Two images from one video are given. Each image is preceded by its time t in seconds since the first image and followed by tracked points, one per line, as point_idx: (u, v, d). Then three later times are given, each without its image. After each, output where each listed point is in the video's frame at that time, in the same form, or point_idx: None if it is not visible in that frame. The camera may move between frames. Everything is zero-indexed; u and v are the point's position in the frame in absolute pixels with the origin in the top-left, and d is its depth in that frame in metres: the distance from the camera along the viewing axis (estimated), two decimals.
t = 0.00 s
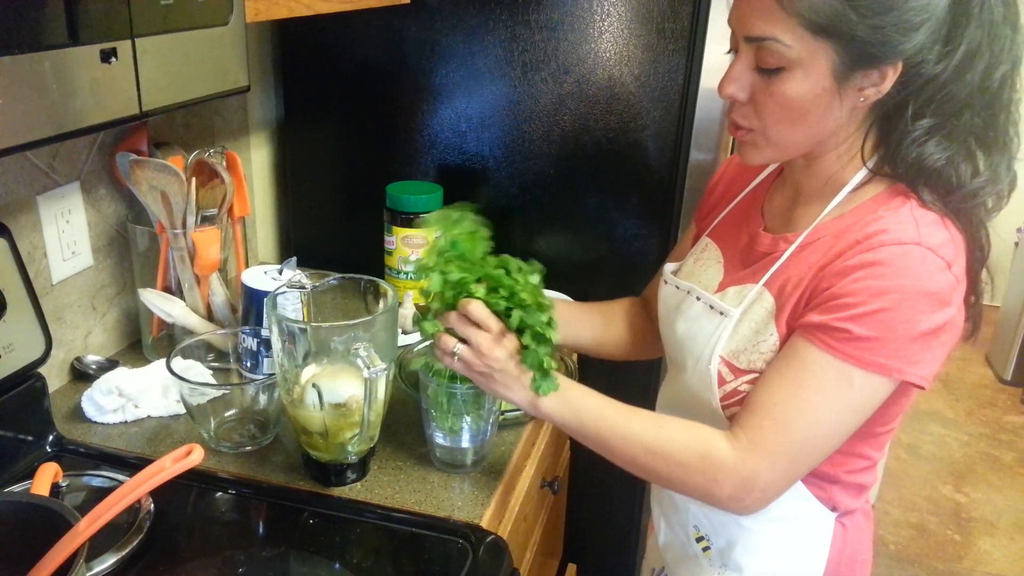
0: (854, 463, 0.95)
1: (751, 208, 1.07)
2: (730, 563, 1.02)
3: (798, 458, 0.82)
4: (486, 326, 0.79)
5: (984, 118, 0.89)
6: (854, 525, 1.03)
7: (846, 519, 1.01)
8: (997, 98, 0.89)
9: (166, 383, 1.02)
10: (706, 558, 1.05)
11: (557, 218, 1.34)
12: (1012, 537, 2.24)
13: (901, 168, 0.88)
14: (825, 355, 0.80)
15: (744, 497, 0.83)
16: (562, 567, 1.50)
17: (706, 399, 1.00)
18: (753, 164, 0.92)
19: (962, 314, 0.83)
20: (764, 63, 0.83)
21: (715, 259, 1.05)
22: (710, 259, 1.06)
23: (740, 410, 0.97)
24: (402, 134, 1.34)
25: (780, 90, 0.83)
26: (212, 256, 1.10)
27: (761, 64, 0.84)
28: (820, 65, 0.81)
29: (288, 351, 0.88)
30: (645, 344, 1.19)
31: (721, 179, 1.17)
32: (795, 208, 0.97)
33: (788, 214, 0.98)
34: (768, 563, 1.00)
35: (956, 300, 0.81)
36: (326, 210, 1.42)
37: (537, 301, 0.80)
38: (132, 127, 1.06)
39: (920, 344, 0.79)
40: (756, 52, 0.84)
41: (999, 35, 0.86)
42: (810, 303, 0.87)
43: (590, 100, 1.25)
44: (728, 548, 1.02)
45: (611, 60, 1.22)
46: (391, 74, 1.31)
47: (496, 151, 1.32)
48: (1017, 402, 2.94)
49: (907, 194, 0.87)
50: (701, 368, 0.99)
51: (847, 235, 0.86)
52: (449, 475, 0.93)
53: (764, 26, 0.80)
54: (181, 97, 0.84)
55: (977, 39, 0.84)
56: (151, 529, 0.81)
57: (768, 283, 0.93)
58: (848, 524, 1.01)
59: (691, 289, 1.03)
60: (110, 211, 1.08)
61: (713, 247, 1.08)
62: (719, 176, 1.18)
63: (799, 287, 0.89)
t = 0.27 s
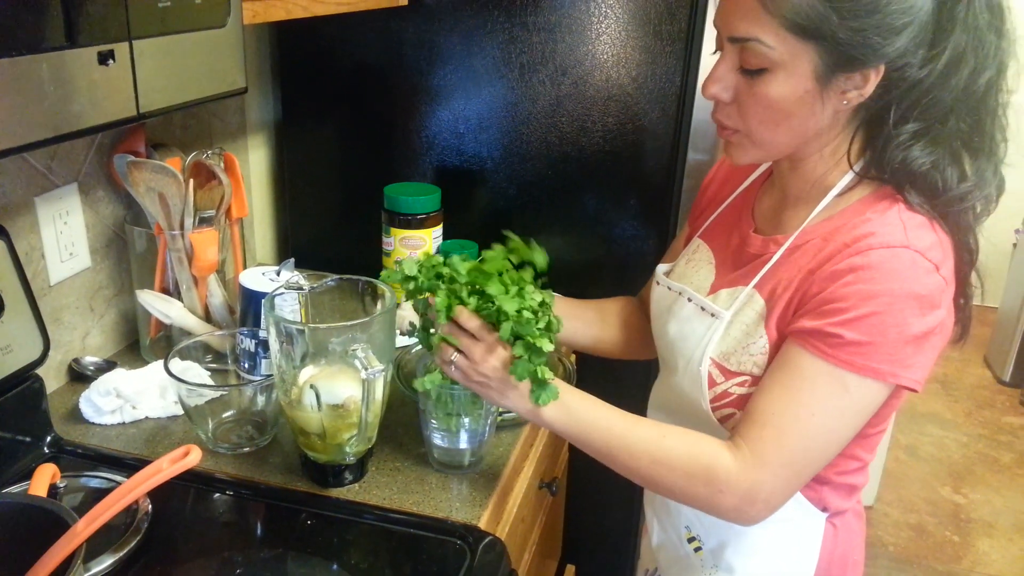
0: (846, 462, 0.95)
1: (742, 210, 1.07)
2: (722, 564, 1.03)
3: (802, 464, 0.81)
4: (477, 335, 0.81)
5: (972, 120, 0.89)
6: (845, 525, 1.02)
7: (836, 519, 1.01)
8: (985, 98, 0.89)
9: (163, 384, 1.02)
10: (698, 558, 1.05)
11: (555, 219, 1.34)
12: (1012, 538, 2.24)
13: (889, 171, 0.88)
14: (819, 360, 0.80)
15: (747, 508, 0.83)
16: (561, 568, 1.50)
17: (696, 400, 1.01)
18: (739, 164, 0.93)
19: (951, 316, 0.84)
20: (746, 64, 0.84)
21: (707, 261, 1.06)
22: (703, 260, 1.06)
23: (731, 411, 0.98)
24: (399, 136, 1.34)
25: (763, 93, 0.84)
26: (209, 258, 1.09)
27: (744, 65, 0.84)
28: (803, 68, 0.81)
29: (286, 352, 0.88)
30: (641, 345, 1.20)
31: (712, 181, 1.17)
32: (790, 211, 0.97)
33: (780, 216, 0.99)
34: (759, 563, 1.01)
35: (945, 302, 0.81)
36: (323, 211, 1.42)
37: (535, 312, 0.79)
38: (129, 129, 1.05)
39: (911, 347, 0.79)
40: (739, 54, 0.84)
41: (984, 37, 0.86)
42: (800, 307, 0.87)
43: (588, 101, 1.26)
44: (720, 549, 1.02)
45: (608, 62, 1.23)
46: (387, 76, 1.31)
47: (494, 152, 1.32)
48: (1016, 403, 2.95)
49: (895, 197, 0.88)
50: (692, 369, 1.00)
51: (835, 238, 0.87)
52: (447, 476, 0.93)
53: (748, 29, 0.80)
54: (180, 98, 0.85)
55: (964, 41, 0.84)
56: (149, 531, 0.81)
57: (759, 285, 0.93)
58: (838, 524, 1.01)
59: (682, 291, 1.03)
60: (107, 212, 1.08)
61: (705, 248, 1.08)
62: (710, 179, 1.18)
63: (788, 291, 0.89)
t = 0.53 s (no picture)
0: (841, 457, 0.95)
1: (739, 205, 1.07)
2: (717, 561, 1.02)
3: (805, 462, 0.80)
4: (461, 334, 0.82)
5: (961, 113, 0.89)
6: (842, 521, 1.02)
7: (833, 516, 1.01)
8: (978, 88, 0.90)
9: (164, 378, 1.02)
10: (695, 556, 1.04)
11: (558, 213, 1.33)
12: (1015, 534, 2.23)
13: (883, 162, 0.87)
14: (814, 357, 0.79)
15: (747, 509, 0.82)
16: (563, 565, 1.49)
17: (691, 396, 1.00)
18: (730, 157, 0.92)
19: (949, 310, 0.83)
20: (737, 58, 0.83)
21: (704, 256, 1.05)
22: (700, 256, 1.05)
23: (726, 408, 0.97)
24: (401, 129, 1.34)
25: (753, 85, 0.83)
26: (210, 251, 1.08)
27: (733, 58, 0.84)
28: (793, 58, 0.81)
29: (287, 346, 0.87)
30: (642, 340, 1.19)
31: (711, 176, 1.17)
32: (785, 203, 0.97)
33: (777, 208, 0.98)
34: (755, 561, 1.00)
35: (942, 297, 0.80)
36: (324, 205, 1.41)
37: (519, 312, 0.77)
38: (130, 122, 1.05)
39: (908, 343, 0.78)
40: (728, 46, 0.83)
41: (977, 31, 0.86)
42: (795, 302, 0.86)
43: (591, 94, 1.25)
44: (715, 546, 1.02)
45: (611, 55, 1.22)
46: (389, 69, 1.30)
47: (497, 145, 1.31)
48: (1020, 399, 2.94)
49: (890, 189, 0.86)
50: (686, 364, 0.99)
51: (830, 233, 0.86)
52: (448, 471, 0.92)
53: (734, 21, 0.80)
54: (182, 89, 0.84)
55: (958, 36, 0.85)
56: (149, 525, 0.80)
57: (754, 282, 0.92)
58: (835, 521, 1.01)
59: (679, 286, 1.02)
60: (108, 205, 1.07)
61: (703, 245, 1.07)
62: (705, 177, 1.18)
63: (783, 287, 0.88)
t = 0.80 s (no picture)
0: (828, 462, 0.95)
1: (731, 208, 1.07)
2: (705, 566, 1.02)
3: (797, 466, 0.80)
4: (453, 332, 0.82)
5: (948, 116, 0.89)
6: (831, 527, 1.02)
7: (821, 522, 1.00)
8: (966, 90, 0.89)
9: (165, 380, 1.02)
10: (682, 560, 1.05)
11: (558, 216, 1.33)
12: (1014, 538, 2.23)
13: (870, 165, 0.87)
14: (802, 364, 0.79)
15: (735, 515, 0.81)
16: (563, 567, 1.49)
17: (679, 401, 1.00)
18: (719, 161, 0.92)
19: (938, 316, 0.83)
20: (719, 62, 0.83)
21: (696, 259, 1.05)
22: (691, 259, 1.05)
23: (713, 413, 0.97)
24: (401, 132, 1.34)
25: (736, 90, 0.83)
26: (211, 254, 1.08)
27: (716, 63, 0.84)
28: (773, 62, 0.80)
29: (288, 348, 0.87)
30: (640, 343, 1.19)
31: (704, 181, 1.17)
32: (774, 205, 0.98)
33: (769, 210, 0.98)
34: (742, 566, 1.00)
35: (931, 303, 0.80)
36: (323, 207, 1.41)
37: (511, 302, 0.78)
38: (131, 125, 1.06)
39: (897, 350, 0.78)
40: (711, 52, 0.84)
41: (962, 33, 0.86)
42: (783, 308, 0.86)
43: (591, 97, 1.25)
44: (703, 551, 1.02)
45: (611, 58, 1.22)
46: (390, 73, 1.31)
47: (497, 148, 1.31)
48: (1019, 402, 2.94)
49: (878, 195, 0.86)
50: (675, 368, 0.99)
51: (817, 238, 0.85)
52: (449, 474, 0.92)
53: (716, 27, 0.80)
54: (183, 94, 0.84)
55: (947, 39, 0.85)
56: (150, 528, 0.81)
57: (743, 287, 0.92)
58: (823, 527, 1.00)
59: (670, 289, 1.03)
60: (109, 208, 1.07)
61: (695, 248, 1.07)
62: (697, 184, 1.19)
63: (771, 292, 0.88)
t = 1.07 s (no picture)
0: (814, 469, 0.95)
1: (721, 213, 1.07)
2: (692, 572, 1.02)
3: (786, 470, 0.80)
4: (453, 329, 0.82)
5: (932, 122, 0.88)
6: (818, 532, 1.02)
7: (808, 528, 1.00)
8: (954, 97, 0.89)
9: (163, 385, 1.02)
10: (670, 566, 1.05)
11: (556, 220, 1.33)
12: (1012, 541, 2.23)
13: (854, 169, 0.87)
14: (787, 368, 0.79)
15: (720, 518, 0.82)
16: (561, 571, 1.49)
17: (665, 405, 1.00)
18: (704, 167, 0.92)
19: (924, 320, 0.83)
20: (701, 70, 0.83)
21: (685, 264, 1.05)
22: (681, 263, 1.06)
23: (700, 417, 0.97)
24: (400, 136, 1.34)
25: (719, 97, 0.83)
26: (210, 258, 1.08)
27: (699, 70, 0.84)
28: (755, 70, 0.81)
29: (287, 353, 0.88)
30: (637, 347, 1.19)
31: (693, 186, 1.18)
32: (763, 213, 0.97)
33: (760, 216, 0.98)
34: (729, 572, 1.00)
35: (917, 307, 0.80)
36: (320, 212, 1.41)
37: (507, 302, 0.78)
38: (130, 130, 1.05)
39: (882, 354, 0.78)
40: (694, 59, 0.84)
41: (944, 38, 0.85)
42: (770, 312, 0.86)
43: (588, 102, 1.25)
44: (690, 557, 1.02)
45: (609, 63, 1.23)
46: (388, 78, 1.31)
47: (495, 153, 1.31)
48: (1016, 405, 2.94)
49: (864, 199, 0.86)
50: (661, 372, 0.99)
51: (804, 243, 0.85)
52: (448, 478, 0.92)
53: (697, 34, 0.81)
54: (182, 98, 0.84)
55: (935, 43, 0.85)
56: (149, 532, 0.81)
57: (729, 291, 0.92)
58: (810, 532, 1.00)
59: (658, 294, 1.03)
60: (108, 213, 1.07)
61: (684, 251, 1.07)
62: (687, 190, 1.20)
63: (758, 296, 0.88)
